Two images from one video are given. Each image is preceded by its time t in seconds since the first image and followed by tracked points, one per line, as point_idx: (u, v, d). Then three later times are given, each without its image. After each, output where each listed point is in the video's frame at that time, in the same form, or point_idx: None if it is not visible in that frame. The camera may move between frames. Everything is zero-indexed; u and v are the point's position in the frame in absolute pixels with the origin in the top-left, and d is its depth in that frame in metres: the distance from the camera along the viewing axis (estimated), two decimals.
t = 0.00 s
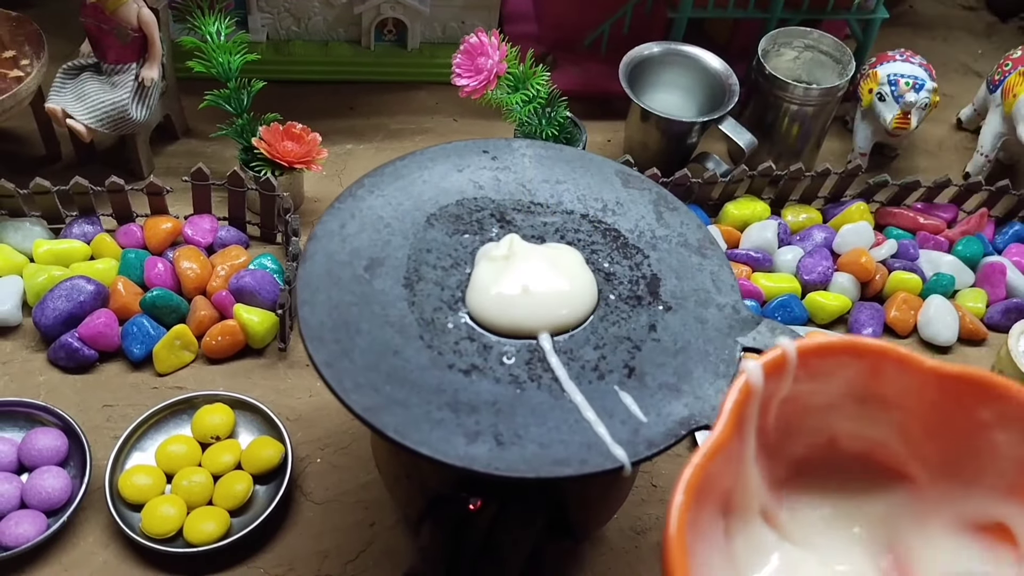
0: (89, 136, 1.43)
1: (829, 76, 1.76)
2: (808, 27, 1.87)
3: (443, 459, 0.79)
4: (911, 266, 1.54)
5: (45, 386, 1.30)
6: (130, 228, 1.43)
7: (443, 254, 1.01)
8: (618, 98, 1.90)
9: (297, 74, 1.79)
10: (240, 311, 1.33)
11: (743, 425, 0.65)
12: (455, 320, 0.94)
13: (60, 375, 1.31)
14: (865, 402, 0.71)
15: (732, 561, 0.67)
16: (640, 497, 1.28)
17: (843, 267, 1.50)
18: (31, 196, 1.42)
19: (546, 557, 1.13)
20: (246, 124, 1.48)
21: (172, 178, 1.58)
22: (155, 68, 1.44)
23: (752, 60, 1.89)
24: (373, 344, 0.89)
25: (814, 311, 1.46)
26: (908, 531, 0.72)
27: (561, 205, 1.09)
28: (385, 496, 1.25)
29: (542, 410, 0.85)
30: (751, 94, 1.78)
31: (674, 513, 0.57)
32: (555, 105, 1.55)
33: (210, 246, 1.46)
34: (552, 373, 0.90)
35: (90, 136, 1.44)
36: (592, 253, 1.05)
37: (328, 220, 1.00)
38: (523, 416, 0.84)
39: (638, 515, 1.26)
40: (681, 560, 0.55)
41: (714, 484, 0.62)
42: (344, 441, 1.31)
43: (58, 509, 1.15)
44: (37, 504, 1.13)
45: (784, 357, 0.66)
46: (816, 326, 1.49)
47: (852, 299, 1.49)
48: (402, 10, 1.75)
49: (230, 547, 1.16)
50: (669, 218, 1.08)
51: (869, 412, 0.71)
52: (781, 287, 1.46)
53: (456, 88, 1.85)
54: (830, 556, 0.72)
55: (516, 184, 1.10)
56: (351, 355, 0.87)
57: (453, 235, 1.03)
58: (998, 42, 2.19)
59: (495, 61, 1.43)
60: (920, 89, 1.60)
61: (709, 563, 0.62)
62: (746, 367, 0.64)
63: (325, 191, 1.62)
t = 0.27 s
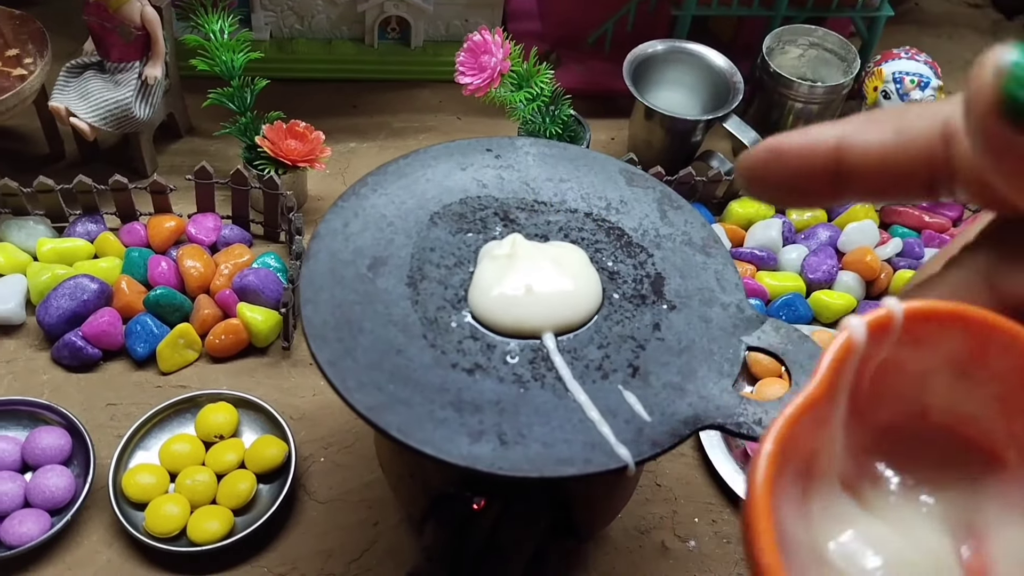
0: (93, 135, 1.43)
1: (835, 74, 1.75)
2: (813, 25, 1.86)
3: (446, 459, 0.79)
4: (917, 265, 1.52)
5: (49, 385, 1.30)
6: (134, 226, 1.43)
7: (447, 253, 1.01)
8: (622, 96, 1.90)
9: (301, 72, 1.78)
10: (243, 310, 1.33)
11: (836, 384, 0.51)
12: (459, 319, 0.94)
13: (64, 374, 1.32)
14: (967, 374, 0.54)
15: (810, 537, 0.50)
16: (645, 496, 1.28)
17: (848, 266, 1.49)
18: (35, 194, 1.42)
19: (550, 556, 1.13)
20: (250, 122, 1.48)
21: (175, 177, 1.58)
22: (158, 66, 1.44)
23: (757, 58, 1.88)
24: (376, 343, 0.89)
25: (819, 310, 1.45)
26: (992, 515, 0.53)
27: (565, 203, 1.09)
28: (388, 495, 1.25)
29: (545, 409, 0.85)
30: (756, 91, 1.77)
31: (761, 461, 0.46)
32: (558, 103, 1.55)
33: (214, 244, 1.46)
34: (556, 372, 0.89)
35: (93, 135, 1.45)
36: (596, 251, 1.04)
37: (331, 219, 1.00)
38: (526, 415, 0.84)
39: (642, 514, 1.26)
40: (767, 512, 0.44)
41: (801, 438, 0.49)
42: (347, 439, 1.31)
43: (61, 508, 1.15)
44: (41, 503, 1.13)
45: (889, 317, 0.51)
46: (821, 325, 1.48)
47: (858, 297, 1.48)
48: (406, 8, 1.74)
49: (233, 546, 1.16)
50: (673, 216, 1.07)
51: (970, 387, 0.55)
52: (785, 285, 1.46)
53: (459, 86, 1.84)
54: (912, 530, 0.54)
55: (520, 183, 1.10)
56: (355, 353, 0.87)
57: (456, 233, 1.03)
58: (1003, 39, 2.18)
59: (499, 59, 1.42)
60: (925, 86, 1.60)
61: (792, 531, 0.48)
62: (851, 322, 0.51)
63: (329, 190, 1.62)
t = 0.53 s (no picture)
0: (99, 135, 1.43)
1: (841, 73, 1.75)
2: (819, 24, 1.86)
3: (453, 459, 0.79)
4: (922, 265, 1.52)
5: (56, 385, 1.30)
6: (140, 226, 1.43)
7: (454, 254, 1.01)
8: (628, 95, 1.89)
9: (307, 72, 1.78)
10: (250, 310, 1.33)
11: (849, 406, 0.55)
12: (466, 320, 0.94)
13: (71, 374, 1.32)
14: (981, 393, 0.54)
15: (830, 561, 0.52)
16: (651, 496, 1.28)
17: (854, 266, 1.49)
18: (41, 195, 1.42)
19: (557, 557, 1.13)
20: (256, 122, 1.48)
21: (181, 177, 1.58)
22: (165, 67, 1.45)
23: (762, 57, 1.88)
24: (383, 344, 0.89)
25: (824, 310, 1.46)
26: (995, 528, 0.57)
27: (571, 204, 1.09)
28: (395, 495, 1.26)
29: (553, 410, 0.85)
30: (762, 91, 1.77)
31: (783, 478, 0.49)
32: (564, 103, 1.55)
33: (220, 244, 1.46)
34: (563, 373, 0.89)
35: (99, 135, 1.45)
36: (603, 252, 1.04)
37: (338, 219, 1.00)
38: (533, 416, 0.84)
39: (648, 515, 1.26)
40: (788, 514, 0.48)
41: (817, 454, 0.53)
42: (354, 439, 1.31)
43: (69, 508, 1.15)
44: (49, 503, 1.14)
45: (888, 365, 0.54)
46: (827, 325, 1.48)
47: (863, 297, 1.48)
48: (411, 7, 1.74)
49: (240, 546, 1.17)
50: (680, 217, 1.07)
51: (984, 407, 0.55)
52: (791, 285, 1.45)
53: (464, 86, 1.84)
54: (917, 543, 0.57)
55: (526, 183, 1.10)
56: (362, 354, 0.87)
57: (463, 234, 1.03)
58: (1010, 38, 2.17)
59: (505, 59, 1.42)
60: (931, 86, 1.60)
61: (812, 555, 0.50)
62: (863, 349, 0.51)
63: (335, 190, 1.62)
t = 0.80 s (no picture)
0: (102, 134, 1.43)
1: (844, 72, 1.74)
2: (823, 23, 1.86)
3: (456, 459, 0.79)
4: (926, 264, 1.52)
5: (59, 384, 1.30)
6: (143, 225, 1.43)
7: (457, 253, 1.01)
8: (630, 94, 1.89)
9: (309, 71, 1.78)
10: (253, 309, 1.33)
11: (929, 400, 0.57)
12: (469, 319, 0.94)
13: (74, 373, 1.32)
14: None
15: (898, 543, 0.56)
16: (653, 496, 1.28)
17: (857, 265, 1.49)
18: (45, 194, 1.42)
19: (559, 556, 1.13)
20: (259, 121, 1.48)
21: (185, 176, 1.58)
22: (168, 66, 1.45)
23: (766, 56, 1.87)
24: (386, 343, 0.89)
25: (827, 309, 1.46)
26: None
27: (574, 203, 1.09)
28: (397, 494, 1.26)
29: (556, 410, 0.85)
30: (765, 90, 1.77)
31: (852, 496, 0.50)
32: (567, 102, 1.55)
33: (223, 243, 1.46)
34: (566, 372, 0.89)
35: (103, 134, 1.45)
36: (606, 251, 1.04)
37: (341, 219, 1.00)
38: (536, 415, 0.84)
39: (651, 514, 1.26)
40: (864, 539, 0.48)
41: (892, 447, 0.55)
42: (357, 439, 1.31)
43: (72, 507, 1.16)
44: (52, 502, 1.14)
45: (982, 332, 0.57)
46: (830, 324, 1.48)
47: (866, 296, 1.48)
48: (414, 7, 1.74)
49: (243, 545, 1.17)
50: (683, 216, 1.07)
51: None
52: (794, 284, 1.45)
53: (467, 85, 1.84)
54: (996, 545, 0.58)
55: (529, 183, 1.10)
56: (365, 354, 0.87)
57: (466, 233, 1.03)
58: (1013, 37, 2.17)
59: (508, 58, 1.42)
60: (934, 86, 1.59)
61: (885, 547, 0.54)
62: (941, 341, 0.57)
63: (337, 189, 1.62)
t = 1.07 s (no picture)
0: (103, 132, 1.43)
1: (846, 70, 1.74)
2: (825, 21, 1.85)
3: (458, 457, 0.79)
4: (928, 262, 1.52)
5: (60, 382, 1.30)
6: (145, 224, 1.43)
7: (458, 251, 1.00)
8: (632, 92, 1.89)
9: (311, 69, 1.78)
10: (254, 307, 1.33)
11: None
12: (470, 318, 0.93)
13: (75, 371, 1.32)
14: None
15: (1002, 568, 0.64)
16: (655, 495, 1.27)
17: (860, 263, 1.49)
18: (45, 192, 1.42)
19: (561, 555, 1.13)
20: (260, 119, 1.48)
21: (186, 174, 1.58)
22: (169, 64, 1.44)
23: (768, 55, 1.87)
24: (388, 341, 0.89)
25: (829, 308, 1.45)
26: None
27: (576, 201, 1.09)
28: (398, 492, 1.25)
29: (558, 408, 0.84)
30: (767, 88, 1.77)
31: (966, 518, 0.58)
32: (569, 100, 1.55)
33: (224, 241, 1.46)
34: (568, 370, 0.89)
35: (104, 132, 1.45)
36: (608, 249, 1.04)
37: (342, 217, 1.00)
38: (538, 413, 0.84)
39: (652, 513, 1.26)
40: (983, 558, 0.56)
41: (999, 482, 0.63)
42: (358, 437, 1.31)
43: (73, 505, 1.15)
44: (53, 500, 1.14)
45: None
46: (832, 322, 1.48)
47: (868, 295, 1.48)
48: (415, 5, 1.74)
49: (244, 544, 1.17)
50: (685, 214, 1.07)
51: None
52: (796, 283, 1.45)
53: (468, 83, 1.84)
54: None
55: (531, 181, 1.09)
56: (367, 352, 0.87)
57: (467, 231, 1.03)
58: (1015, 36, 2.16)
59: (509, 56, 1.42)
60: (936, 83, 1.59)
61: None
62: None
63: (339, 187, 1.62)
